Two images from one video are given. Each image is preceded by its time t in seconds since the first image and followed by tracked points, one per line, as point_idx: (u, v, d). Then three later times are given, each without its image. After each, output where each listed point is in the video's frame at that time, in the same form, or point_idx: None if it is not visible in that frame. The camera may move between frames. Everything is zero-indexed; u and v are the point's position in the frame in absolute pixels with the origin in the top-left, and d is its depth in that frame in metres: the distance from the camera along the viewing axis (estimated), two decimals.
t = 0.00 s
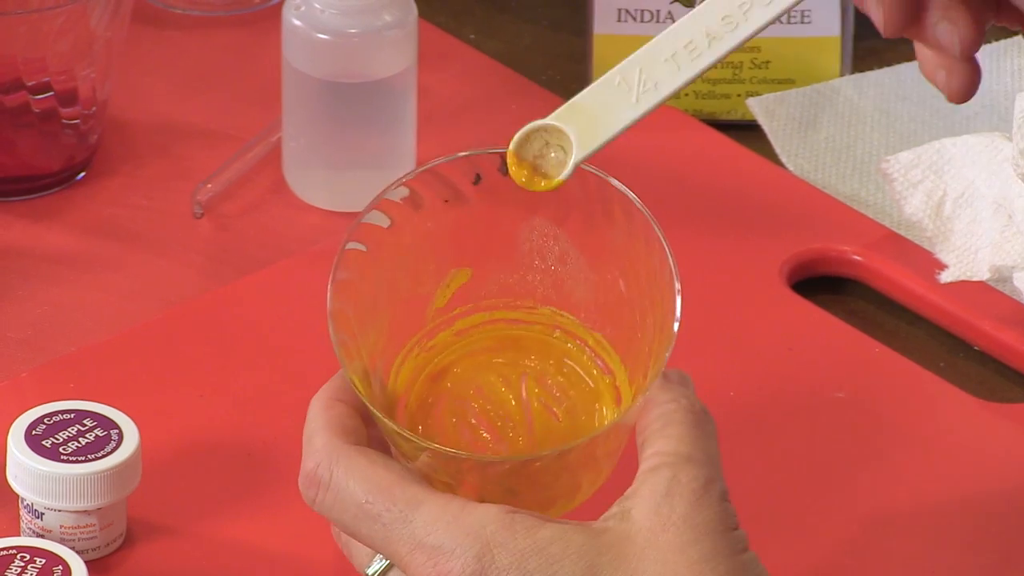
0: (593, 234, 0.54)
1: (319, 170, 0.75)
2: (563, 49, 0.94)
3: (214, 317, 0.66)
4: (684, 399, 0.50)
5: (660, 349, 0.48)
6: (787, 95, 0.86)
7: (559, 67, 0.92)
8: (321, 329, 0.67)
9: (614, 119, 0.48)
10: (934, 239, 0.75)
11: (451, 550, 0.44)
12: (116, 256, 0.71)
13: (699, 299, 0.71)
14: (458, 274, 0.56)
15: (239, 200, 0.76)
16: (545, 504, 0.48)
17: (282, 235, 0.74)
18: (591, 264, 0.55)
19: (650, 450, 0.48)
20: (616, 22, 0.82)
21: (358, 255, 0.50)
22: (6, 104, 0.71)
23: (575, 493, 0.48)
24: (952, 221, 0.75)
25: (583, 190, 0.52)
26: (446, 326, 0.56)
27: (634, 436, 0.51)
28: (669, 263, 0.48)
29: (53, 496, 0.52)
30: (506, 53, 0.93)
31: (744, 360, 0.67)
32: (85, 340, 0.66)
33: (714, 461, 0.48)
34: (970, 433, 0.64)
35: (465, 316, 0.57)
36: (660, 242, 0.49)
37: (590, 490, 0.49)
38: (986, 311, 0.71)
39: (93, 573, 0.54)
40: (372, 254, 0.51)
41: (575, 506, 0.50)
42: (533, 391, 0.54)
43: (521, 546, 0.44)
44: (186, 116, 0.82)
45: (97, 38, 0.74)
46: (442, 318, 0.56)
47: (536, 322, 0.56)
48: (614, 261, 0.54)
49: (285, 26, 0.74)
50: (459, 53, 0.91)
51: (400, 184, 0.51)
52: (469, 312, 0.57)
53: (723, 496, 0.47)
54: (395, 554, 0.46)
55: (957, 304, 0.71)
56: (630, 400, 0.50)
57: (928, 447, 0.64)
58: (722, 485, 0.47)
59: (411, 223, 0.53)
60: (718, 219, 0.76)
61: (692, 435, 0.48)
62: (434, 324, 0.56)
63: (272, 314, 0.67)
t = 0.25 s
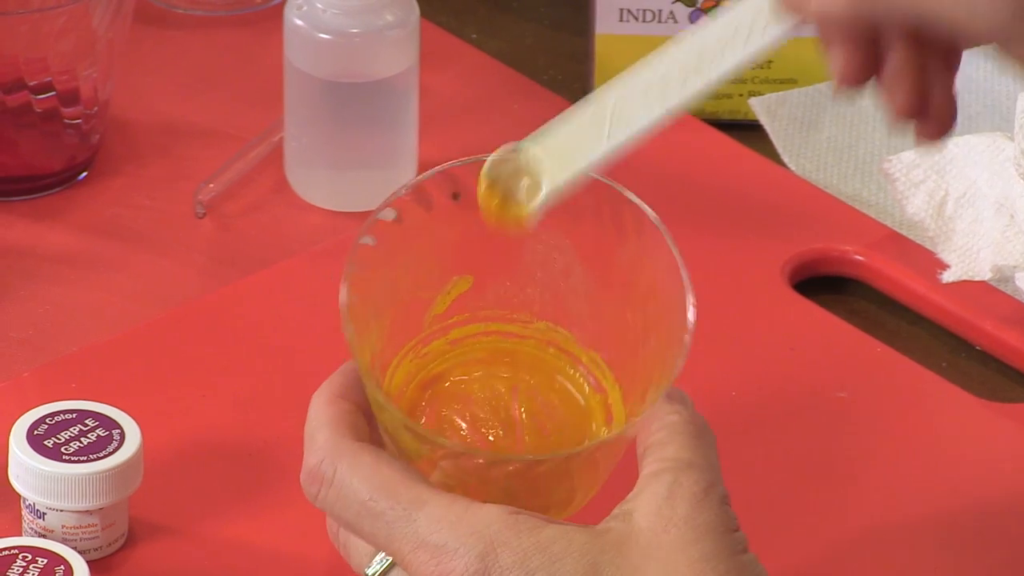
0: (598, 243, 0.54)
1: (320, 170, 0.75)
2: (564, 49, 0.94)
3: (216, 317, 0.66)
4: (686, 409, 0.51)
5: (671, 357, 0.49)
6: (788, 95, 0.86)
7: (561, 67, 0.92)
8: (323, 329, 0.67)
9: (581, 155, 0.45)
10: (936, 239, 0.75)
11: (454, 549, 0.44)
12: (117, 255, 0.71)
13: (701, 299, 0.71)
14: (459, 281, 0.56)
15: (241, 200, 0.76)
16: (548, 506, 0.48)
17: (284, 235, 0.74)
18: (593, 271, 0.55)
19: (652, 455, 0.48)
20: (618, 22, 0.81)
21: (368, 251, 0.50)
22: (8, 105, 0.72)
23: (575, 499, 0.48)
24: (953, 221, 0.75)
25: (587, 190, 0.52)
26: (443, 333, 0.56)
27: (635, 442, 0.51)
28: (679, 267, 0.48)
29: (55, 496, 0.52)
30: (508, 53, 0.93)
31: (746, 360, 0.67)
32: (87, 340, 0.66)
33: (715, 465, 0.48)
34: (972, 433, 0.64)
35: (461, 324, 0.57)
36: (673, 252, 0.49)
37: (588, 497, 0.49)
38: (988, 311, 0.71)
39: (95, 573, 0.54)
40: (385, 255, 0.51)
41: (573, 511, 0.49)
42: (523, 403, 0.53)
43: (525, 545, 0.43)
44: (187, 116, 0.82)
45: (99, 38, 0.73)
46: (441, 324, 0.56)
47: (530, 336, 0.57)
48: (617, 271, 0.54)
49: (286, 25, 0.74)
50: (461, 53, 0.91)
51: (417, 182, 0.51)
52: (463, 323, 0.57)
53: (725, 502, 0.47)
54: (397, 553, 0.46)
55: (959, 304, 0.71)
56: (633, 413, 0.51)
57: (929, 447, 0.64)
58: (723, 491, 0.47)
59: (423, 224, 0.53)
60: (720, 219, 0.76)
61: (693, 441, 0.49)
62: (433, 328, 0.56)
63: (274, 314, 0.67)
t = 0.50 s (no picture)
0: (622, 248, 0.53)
1: (322, 170, 0.75)
2: (565, 50, 0.94)
3: (216, 317, 0.66)
4: (700, 420, 0.51)
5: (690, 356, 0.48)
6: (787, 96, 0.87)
7: (562, 67, 0.92)
8: (324, 329, 0.67)
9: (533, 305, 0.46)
10: (937, 239, 0.75)
11: (466, 539, 0.44)
12: (118, 256, 0.71)
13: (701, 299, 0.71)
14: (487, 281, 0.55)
15: (242, 200, 0.76)
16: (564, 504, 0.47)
17: (284, 236, 0.74)
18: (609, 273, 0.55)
19: (667, 459, 0.48)
20: (619, 23, 0.81)
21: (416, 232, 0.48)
22: (9, 105, 0.72)
23: (589, 501, 0.48)
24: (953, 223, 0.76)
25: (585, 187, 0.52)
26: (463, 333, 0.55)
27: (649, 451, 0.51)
28: (715, 261, 0.47)
29: (56, 497, 0.52)
30: (509, 53, 0.93)
31: (746, 360, 0.67)
32: (88, 340, 0.65)
33: (729, 473, 0.48)
34: (973, 433, 0.64)
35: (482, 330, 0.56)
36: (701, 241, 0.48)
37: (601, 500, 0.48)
38: (988, 311, 0.71)
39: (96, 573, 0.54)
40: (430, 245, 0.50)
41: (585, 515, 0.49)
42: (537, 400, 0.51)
43: (538, 540, 0.43)
44: (188, 117, 0.82)
45: (100, 39, 0.73)
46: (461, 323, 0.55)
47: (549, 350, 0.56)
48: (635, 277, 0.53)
49: (287, 25, 0.74)
50: (462, 53, 0.91)
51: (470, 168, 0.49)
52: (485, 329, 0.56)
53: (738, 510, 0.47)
54: (410, 539, 0.46)
55: (959, 304, 0.71)
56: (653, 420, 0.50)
57: (930, 447, 0.64)
58: (736, 498, 0.47)
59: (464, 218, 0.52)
60: (720, 220, 0.76)
61: (709, 448, 0.49)
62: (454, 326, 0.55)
63: (275, 315, 0.67)
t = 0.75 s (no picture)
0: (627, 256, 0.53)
1: (323, 171, 0.75)
2: (565, 50, 0.94)
3: (217, 317, 0.66)
4: (703, 424, 0.51)
5: (694, 361, 0.48)
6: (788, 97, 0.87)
7: (562, 68, 0.92)
8: (324, 330, 0.67)
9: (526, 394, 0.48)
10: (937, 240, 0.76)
11: (468, 539, 0.44)
12: (119, 256, 0.71)
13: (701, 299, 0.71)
14: (494, 284, 0.56)
15: (242, 201, 0.76)
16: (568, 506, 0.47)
17: (285, 236, 0.74)
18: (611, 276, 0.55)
19: (670, 462, 0.48)
20: (620, 23, 0.82)
21: (419, 233, 0.48)
22: (9, 105, 0.72)
23: (593, 503, 0.48)
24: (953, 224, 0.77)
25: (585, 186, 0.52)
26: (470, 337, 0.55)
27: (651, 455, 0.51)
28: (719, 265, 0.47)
29: (57, 497, 0.52)
30: (509, 53, 0.93)
31: (747, 360, 0.67)
32: (89, 341, 0.66)
33: (733, 476, 0.48)
34: (973, 433, 0.64)
35: (484, 331, 0.56)
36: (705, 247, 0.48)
37: (604, 501, 0.48)
38: (989, 311, 0.71)
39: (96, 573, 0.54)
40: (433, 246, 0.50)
41: (587, 517, 0.49)
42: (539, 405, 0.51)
43: (540, 540, 0.44)
44: (189, 117, 0.82)
45: (100, 39, 0.73)
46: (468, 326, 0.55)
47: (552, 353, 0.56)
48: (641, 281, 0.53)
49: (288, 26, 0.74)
50: (463, 54, 0.91)
51: (473, 173, 0.49)
52: (488, 330, 0.56)
53: (742, 511, 0.46)
54: (413, 538, 0.46)
55: (959, 304, 0.71)
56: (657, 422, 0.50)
57: (930, 447, 0.64)
58: (739, 500, 0.47)
59: (466, 220, 0.52)
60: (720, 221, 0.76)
61: (712, 451, 0.49)
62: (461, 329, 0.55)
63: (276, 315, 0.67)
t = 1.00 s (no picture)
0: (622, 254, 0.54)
1: (322, 170, 0.75)
2: (565, 50, 0.94)
3: (216, 317, 0.66)
4: (705, 423, 0.51)
5: (689, 368, 0.49)
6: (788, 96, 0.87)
7: (562, 68, 0.92)
8: (323, 329, 0.67)
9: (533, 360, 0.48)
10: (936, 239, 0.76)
11: (471, 535, 0.44)
12: (117, 256, 0.71)
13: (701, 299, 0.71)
14: (496, 286, 0.56)
15: (242, 201, 0.76)
16: (568, 504, 0.48)
17: (284, 236, 0.74)
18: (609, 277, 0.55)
19: (673, 460, 0.48)
20: (619, 23, 0.81)
21: (426, 228, 0.48)
22: (8, 105, 0.72)
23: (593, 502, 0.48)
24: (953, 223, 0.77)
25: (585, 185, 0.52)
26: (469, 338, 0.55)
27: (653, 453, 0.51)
28: (721, 259, 0.47)
29: (55, 497, 0.52)
30: (509, 53, 0.93)
31: (746, 360, 0.67)
32: (88, 341, 0.65)
33: (735, 476, 0.48)
34: (972, 433, 0.64)
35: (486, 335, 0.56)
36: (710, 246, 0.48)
37: (606, 502, 0.48)
38: (988, 311, 0.71)
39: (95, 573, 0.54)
40: (439, 243, 0.50)
41: (587, 516, 0.49)
42: (541, 406, 0.52)
43: (543, 538, 0.44)
44: (188, 117, 0.82)
45: (99, 39, 0.73)
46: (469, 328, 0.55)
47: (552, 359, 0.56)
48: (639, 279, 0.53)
49: (287, 26, 0.74)
50: (462, 54, 0.91)
51: (479, 170, 0.49)
52: (489, 333, 0.56)
53: (744, 512, 0.46)
54: (414, 534, 0.46)
55: (958, 304, 0.71)
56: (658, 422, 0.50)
57: (929, 446, 0.64)
58: (741, 500, 0.47)
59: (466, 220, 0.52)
60: (721, 221, 0.76)
61: (715, 450, 0.49)
62: (462, 331, 0.55)
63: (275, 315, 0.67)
